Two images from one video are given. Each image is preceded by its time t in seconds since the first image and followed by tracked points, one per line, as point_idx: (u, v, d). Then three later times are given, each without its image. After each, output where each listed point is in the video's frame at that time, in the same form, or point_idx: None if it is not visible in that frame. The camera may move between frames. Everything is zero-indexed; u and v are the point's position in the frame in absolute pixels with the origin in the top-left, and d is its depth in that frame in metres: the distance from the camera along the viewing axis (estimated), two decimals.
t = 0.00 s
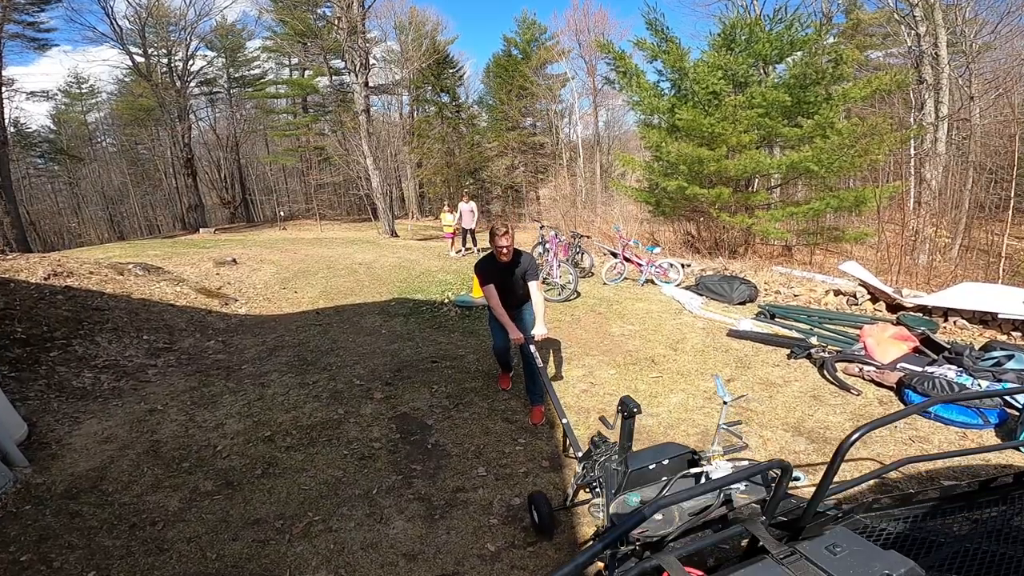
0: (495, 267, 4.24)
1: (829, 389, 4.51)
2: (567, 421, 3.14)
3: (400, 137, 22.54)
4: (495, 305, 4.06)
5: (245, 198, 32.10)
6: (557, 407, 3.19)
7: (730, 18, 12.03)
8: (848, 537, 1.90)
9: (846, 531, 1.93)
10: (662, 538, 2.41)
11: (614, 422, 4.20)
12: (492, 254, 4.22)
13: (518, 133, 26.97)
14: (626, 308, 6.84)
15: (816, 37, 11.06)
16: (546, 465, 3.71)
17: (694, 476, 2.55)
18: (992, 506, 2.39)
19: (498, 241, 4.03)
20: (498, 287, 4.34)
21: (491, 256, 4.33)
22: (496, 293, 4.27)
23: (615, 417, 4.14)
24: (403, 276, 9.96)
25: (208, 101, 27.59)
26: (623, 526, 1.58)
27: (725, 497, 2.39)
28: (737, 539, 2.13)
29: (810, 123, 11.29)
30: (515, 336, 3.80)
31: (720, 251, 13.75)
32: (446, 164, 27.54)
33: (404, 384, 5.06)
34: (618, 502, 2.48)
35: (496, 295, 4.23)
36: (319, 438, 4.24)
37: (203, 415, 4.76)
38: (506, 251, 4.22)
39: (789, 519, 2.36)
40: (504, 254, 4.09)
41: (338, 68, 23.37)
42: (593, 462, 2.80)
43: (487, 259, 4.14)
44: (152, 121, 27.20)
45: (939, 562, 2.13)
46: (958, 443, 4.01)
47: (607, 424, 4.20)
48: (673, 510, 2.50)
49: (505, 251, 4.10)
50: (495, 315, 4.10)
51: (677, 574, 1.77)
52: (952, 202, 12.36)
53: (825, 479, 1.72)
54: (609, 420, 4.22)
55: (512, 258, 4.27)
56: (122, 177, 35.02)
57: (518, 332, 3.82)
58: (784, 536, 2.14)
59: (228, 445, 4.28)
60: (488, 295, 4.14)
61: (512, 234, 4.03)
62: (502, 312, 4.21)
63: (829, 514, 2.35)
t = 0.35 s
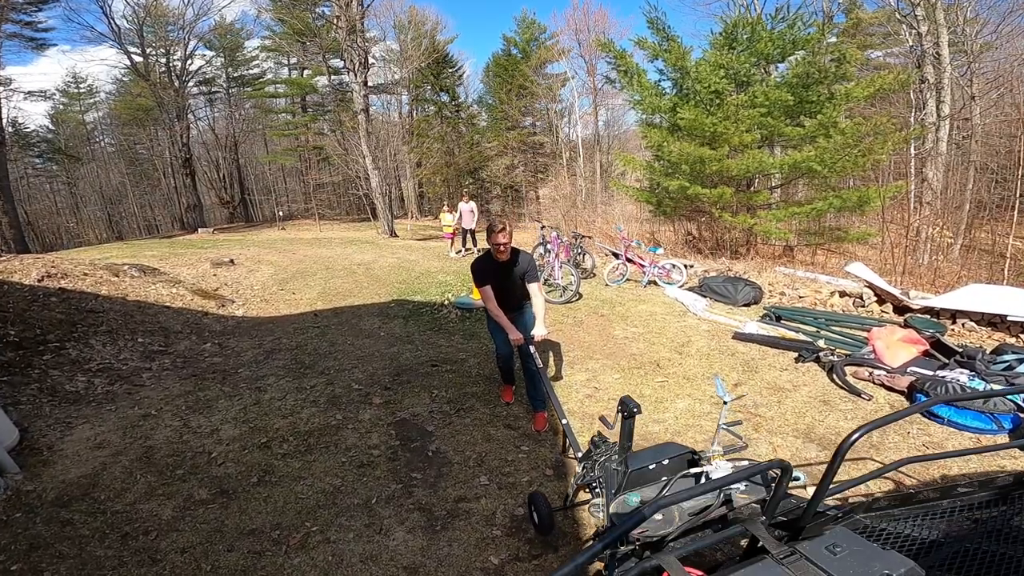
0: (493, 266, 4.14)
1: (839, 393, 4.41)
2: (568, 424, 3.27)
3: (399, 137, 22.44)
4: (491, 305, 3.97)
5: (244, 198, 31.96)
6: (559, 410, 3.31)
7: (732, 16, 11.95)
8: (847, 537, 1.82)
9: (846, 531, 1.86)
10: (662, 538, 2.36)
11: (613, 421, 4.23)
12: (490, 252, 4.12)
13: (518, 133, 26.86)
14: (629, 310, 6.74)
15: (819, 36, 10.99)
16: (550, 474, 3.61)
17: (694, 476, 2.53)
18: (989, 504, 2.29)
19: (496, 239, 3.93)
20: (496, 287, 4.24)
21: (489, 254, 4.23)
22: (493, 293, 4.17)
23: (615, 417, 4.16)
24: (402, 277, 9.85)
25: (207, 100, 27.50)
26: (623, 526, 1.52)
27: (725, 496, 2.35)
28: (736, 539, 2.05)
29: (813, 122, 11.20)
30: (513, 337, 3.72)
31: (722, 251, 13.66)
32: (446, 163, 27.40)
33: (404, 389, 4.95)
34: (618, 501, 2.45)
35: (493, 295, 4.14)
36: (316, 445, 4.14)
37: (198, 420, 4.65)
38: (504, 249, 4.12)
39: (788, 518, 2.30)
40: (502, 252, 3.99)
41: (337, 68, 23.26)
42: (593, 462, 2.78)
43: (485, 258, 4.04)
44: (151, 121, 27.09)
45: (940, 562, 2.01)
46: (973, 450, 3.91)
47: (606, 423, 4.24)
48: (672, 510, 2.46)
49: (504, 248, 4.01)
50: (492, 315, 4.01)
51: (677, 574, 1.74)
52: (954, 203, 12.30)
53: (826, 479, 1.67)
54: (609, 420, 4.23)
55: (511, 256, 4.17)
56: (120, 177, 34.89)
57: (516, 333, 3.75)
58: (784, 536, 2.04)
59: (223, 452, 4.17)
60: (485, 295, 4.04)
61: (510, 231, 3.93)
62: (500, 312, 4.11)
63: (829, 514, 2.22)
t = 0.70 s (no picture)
0: (494, 266, 4.04)
1: (849, 399, 4.31)
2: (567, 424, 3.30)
3: (399, 136, 22.32)
4: (489, 306, 3.90)
5: (243, 197, 31.83)
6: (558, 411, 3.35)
7: (735, 15, 11.85)
8: (847, 537, 1.80)
9: (846, 531, 1.83)
10: (661, 539, 2.32)
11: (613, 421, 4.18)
12: (491, 252, 4.02)
13: (518, 133, 26.74)
14: (632, 312, 6.64)
15: (822, 35, 10.90)
16: (555, 483, 3.51)
17: (694, 476, 2.47)
18: (992, 505, 2.29)
19: (498, 240, 3.82)
20: (495, 288, 4.15)
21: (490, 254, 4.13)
22: (492, 295, 4.09)
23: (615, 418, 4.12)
24: (402, 278, 9.75)
25: (206, 100, 27.39)
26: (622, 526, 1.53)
27: (724, 496, 2.30)
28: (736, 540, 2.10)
29: (817, 122, 11.11)
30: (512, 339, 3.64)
31: (724, 252, 13.56)
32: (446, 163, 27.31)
33: (404, 394, 4.85)
34: (618, 501, 2.39)
35: (492, 296, 4.06)
36: (314, 452, 4.04)
37: (193, 425, 4.54)
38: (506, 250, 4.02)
39: (787, 518, 2.31)
40: (505, 253, 3.88)
41: (336, 67, 23.15)
42: (592, 462, 2.73)
43: (486, 258, 3.93)
44: (149, 120, 26.98)
45: (939, 562, 2.03)
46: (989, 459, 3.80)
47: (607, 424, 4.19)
48: (672, 510, 2.38)
49: (505, 249, 3.91)
50: (489, 317, 3.93)
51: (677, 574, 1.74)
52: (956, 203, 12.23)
53: (825, 479, 1.72)
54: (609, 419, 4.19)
55: (512, 257, 4.07)
56: (119, 176, 34.80)
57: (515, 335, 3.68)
58: (784, 536, 2.09)
59: (219, 458, 4.07)
60: (483, 297, 3.96)
61: (513, 232, 3.82)
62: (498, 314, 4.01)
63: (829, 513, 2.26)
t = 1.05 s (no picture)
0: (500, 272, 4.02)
1: (860, 404, 4.21)
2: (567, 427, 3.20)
3: (399, 136, 22.21)
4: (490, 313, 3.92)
5: (243, 196, 31.75)
6: (557, 411, 3.24)
7: (738, 15, 11.75)
8: (846, 536, 1.76)
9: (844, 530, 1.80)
10: (661, 538, 2.33)
11: (613, 422, 4.20)
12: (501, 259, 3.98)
13: (518, 132, 26.62)
14: (636, 314, 6.54)
15: (826, 35, 10.80)
16: (561, 491, 3.41)
17: (694, 476, 2.42)
18: (992, 506, 2.24)
19: (509, 249, 3.76)
20: (498, 292, 4.15)
21: (498, 258, 4.09)
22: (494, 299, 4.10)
23: (615, 418, 4.12)
24: (402, 279, 9.65)
25: (206, 99, 27.28)
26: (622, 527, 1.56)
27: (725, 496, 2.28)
28: (736, 539, 2.06)
29: (821, 122, 11.01)
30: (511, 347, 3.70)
31: (727, 254, 13.48)
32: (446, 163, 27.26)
33: (404, 398, 4.75)
34: (618, 501, 2.36)
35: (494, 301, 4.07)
36: (312, 458, 3.94)
37: (189, 430, 4.44)
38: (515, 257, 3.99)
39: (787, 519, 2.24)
40: (515, 262, 3.84)
41: (337, 67, 23.03)
42: (591, 461, 2.70)
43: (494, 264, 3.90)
44: (149, 119, 26.87)
45: (939, 563, 1.98)
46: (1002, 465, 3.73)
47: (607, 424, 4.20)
48: (672, 510, 2.37)
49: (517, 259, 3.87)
50: (490, 322, 3.96)
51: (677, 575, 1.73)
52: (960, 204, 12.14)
53: (825, 479, 1.71)
54: (608, 420, 4.20)
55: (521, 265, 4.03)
56: (119, 175, 34.70)
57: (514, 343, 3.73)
58: (783, 536, 2.02)
59: (214, 464, 3.97)
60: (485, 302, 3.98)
61: (526, 243, 3.77)
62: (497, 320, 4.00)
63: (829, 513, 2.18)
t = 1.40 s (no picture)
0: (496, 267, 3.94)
1: (869, 412, 4.11)
2: (566, 427, 3.20)
3: (398, 137, 22.11)
4: (487, 308, 3.85)
5: (240, 196, 31.54)
6: (556, 412, 3.24)
7: (738, 17, 11.69)
8: (846, 537, 1.79)
9: (845, 531, 1.83)
10: (661, 539, 2.36)
11: (613, 421, 4.18)
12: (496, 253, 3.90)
13: (517, 133, 26.50)
14: (638, 319, 6.43)
15: (828, 38, 10.75)
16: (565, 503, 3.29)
17: (694, 476, 2.52)
18: (994, 505, 2.31)
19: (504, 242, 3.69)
20: (495, 287, 4.08)
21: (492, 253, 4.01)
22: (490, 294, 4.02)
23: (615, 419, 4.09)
24: (399, 280, 9.52)
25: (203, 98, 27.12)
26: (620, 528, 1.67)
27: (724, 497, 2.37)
28: (735, 539, 2.01)
29: (822, 125, 10.95)
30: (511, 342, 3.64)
31: (727, 257, 13.40)
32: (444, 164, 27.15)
33: (401, 405, 4.62)
34: (618, 501, 2.45)
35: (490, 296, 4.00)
36: (305, 468, 3.80)
37: (177, 437, 4.30)
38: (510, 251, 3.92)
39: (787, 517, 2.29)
40: (510, 255, 3.77)
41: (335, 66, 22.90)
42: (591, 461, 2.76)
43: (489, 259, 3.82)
44: (146, 118, 26.66)
45: (939, 562, 2.02)
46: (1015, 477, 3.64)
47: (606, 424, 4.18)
48: (672, 510, 2.46)
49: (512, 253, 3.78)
50: (487, 319, 3.89)
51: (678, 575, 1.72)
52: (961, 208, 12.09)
53: (824, 480, 1.71)
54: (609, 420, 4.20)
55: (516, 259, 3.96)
56: (114, 174, 34.45)
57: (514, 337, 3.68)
58: (783, 536, 2.01)
59: (203, 472, 3.83)
60: (481, 298, 3.90)
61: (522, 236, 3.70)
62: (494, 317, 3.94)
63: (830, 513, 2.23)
